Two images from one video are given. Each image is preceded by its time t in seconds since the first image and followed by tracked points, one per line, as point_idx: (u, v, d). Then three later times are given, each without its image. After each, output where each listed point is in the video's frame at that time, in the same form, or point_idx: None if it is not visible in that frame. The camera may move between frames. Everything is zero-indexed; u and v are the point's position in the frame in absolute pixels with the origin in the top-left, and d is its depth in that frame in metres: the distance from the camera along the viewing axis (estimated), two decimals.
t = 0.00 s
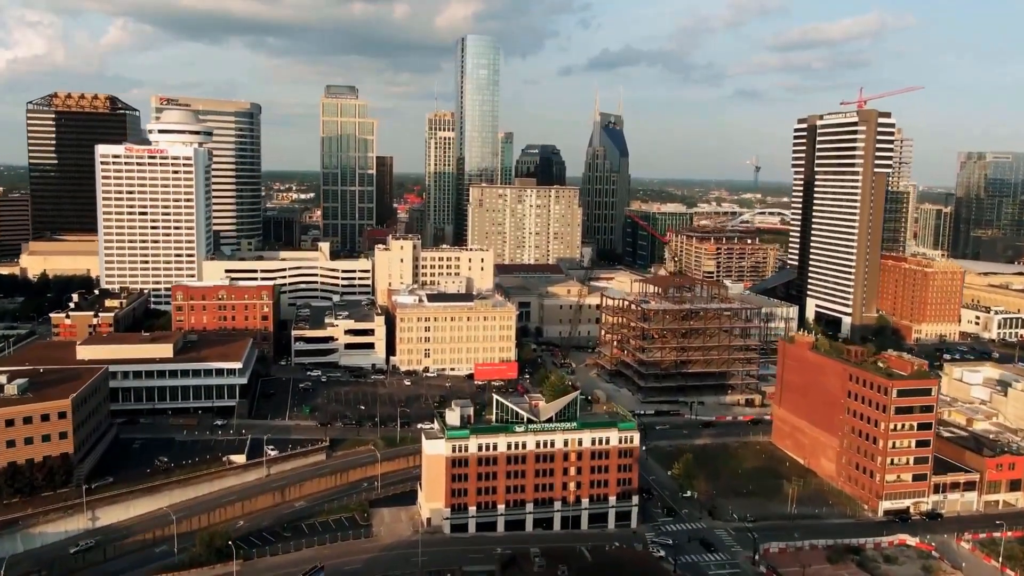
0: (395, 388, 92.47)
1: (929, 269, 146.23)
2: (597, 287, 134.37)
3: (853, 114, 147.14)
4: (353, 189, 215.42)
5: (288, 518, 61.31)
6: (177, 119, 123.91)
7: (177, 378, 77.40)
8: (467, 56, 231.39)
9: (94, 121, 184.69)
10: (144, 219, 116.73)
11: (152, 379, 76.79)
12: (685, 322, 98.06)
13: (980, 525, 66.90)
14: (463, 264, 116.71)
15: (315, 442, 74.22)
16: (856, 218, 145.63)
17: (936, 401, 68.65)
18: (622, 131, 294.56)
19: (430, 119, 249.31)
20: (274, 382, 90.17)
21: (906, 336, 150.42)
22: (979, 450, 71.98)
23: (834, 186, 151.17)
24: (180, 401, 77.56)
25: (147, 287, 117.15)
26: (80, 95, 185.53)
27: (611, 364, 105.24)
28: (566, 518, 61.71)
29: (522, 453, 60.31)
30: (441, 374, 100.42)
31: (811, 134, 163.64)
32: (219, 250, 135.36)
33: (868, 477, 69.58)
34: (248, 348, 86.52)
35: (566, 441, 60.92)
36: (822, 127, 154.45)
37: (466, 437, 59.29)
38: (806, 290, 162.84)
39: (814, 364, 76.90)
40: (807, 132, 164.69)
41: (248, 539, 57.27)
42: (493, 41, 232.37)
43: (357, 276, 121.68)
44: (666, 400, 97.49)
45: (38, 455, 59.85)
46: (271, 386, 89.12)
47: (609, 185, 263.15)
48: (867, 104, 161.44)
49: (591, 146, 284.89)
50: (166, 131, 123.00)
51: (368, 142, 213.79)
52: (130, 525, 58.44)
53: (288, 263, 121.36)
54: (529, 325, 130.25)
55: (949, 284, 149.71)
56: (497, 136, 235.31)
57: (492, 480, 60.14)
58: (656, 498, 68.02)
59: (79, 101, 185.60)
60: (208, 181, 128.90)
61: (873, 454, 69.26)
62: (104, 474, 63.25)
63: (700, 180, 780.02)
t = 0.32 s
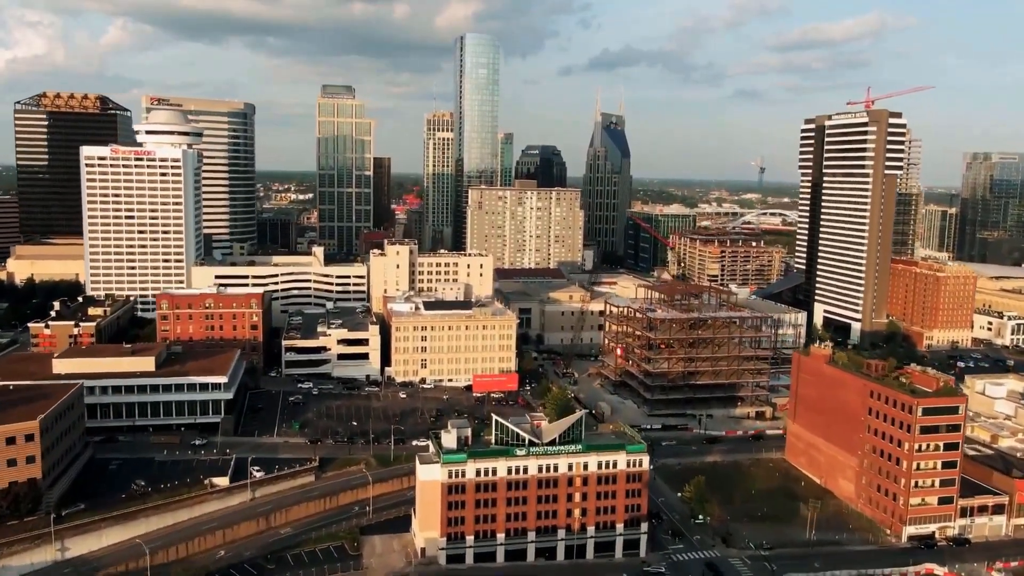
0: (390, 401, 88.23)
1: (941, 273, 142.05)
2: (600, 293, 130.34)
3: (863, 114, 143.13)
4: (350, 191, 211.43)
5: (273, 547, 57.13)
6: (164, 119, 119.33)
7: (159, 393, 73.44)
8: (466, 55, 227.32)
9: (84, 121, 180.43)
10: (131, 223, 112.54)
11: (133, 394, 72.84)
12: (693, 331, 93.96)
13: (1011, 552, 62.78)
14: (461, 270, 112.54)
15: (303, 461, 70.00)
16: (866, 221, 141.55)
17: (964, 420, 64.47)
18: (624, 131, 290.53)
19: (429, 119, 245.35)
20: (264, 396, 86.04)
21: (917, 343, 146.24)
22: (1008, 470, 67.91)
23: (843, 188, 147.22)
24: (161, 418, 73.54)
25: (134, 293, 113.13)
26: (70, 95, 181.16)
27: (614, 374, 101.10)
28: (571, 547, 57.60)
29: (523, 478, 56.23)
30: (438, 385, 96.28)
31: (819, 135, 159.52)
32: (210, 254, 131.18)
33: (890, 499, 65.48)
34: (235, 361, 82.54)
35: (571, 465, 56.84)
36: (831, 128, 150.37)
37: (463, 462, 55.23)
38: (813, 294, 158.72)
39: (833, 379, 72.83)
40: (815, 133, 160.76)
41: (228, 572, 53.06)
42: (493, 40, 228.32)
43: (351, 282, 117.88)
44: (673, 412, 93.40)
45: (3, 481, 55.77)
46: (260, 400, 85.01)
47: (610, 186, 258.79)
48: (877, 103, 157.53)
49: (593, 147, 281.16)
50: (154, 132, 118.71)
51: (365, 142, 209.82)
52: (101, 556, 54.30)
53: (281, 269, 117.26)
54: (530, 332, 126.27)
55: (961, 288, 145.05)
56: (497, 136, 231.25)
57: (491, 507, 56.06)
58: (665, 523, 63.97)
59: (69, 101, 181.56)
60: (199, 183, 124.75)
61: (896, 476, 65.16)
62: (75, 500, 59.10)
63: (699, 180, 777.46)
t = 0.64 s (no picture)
0: (383, 418, 83.43)
1: (955, 279, 137.29)
2: (603, 300, 125.71)
3: (875, 115, 138.41)
4: (346, 193, 206.96)
5: None
6: (149, 120, 114.66)
7: (135, 414, 68.68)
8: (464, 54, 222.41)
9: (72, 122, 175.46)
10: (115, 228, 107.77)
11: (107, 415, 68.05)
12: (702, 344, 89.24)
13: None
14: (459, 278, 107.76)
15: (289, 487, 65.18)
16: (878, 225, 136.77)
17: (1000, 445, 59.63)
18: (624, 131, 285.86)
19: (427, 120, 240.92)
20: (249, 415, 81.22)
21: (930, 351, 141.25)
22: None
23: (854, 191, 142.51)
24: (137, 439, 68.80)
25: (117, 302, 108.48)
26: (57, 95, 176.18)
27: (619, 388, 96.33)
28: None
29: (525, 513, 51.57)
30: (435, 400, 91.63)
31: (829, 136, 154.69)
32: (199, 260, 126.39)
33: (920, 531, 60.72)
34: (218, 376, 77.76)
35: (576, 498, 52.17)
36: (841, 129, 145.68)
37: (460, 496, 50.53)
38: (822, 300, 153.91)
39: (856, 399, 68.28)
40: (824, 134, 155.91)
41: None
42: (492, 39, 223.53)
43: (345, 291, 113.30)
44: (682, 430, 88.66)
45: None
46: (245, 419, 80.20)
47: (611, 188, 255.08)
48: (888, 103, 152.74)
49: (593, 148, 277.09)
50: (138, 133, 113.75)
51: (361, 143, 205.18)
52: None
53: (271, 276, 112.84)
54: (530, 341, 121.71)
55: (976, 295, 140.34)
56: (496, 137, 226.25)
57: (490, 545, 51.36)
58: (676, 556, 59.44)
59: (56, 101, 176.48)
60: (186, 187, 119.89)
61: (926, 506, 60.40)
62: (37, 536, 54.27)
63: (699, 180, 774.34)
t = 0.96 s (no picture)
0: (376, 438, 78.64)
1: (971, 287, 132.65)
2: (607, 308, 121.08)
3: (887, 115, 133.96)
4: (342, 196, 201.48)
5: None
6: (133, 121, 109.11)
7: (108, 438, 63.93)
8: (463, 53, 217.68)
9: (59, 123, 170.51)
10: (96, 234, 102.95)
11: (77, 439, 63.31)
12: (713, 357, 84.50)
13: None
14: (456, 287, 102.98)
15: (272, 518, 60.30)
16: (892, 230, 132.13)
17: None
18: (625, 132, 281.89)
19: (425, 120, 236.36)
20: (232, 436, 76.32)
21: (945, 360, 136.13)
22: None
23: (865, 194, 137.94)
24: (109, 465, 64.11)
25: (99, 312, 103.67)
26: (43, 95, 171.18)
27: (623, 404, 91.58)
28: None
29: (527, 555, 46.78)
30: (431, 417, 86.80)
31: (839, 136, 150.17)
32: (186, 266, 121.56)
33: (954, 568, 55.89)
34: (200, 394, 73.15)
35: (584, 538, 47.38)
36: (852, 130, 141.26)
37: (455, 537, 45.73)
38: (833, 307, 148.89)
39: (883, 423, 63.60)
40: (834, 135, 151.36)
41: None
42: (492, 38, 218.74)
43: (337, 299, 108.53)
44: (692, 449, 83.84)
45: None
46: (228, 440, 75.28)
47: (613, 189, 251.13)
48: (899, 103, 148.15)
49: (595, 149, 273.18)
50: (122, 135, 108.83)
51: (357, 144, 200.54)
52: None
53: (260, 284, 107.73)
54: (531, 351, 117.10)
55: (992, 302, 135.67)
56: (495, 137, 221.35)
57: None
58: None
59: (42, 101, 171.51)
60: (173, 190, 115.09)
61: (962, 540, 55.48)
62: None
63: (699, 181, 770.49)
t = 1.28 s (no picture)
0: (369, 458, 74.55)
1: (986, 292, 129.01)
2: (610, 316, 117.21)
3: (900, 116, 130.02)
4: (338, 198, 197.24)
5: None
6: (119, 123, 104.04)
7: (80, 462, 59.84)
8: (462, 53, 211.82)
9: (47, 124, 166.15)
10: (79, 241, 98.75)
11: (48, 464, 59.29)
12: (724, 372, 80.38)
13: None
14: (454, 295, 98.81)
15: (255, 550, 56.14)
16: (904, 235, 128.14)
17: None
18: (627, 133, 278.36)
19: (423, 121, 232.63)
20: (217, 456, 72.00)
21: (958, 369, 132.21)
22: None
23: (877, 197, 133.81)
24: (82, 490, 60.11)
25: (82, 321, 99.65)
26: (30, 95, 166.64)
27: (629, 419, 87.51)
28: None
29: None
30: (427, 434, 82.67)
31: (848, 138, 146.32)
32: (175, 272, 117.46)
33: None
34: (179, 414, 69.29)
35: None
36: (862, 132, 137.31)
37: None
38: (842, 313, 144.69)
39: (911, 447, 59.41)
40: (844, 137, 147.30)
41: None
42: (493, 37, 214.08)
43: (331, 308, 104.31)
44: (702, 468, 79.67)
45: None
46: (212, 461, 71.08)
47: (614, 190, 246.76)
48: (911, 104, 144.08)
49: (596, 149, 268.92)
50: (107, 138, 103.99)
51: (354, 146, 196.39)
52: None
53: (251, 292, 103.58)
54: (532, 361, 113.31)
55: (1007, 309, 131.87)
56: (495, 139, 216.88)
57: None
58: None
59: (29, 101, 165.99)
60: (161, 195, 110.67)
61: None
62: None
63: (699, 180, 767.10)
